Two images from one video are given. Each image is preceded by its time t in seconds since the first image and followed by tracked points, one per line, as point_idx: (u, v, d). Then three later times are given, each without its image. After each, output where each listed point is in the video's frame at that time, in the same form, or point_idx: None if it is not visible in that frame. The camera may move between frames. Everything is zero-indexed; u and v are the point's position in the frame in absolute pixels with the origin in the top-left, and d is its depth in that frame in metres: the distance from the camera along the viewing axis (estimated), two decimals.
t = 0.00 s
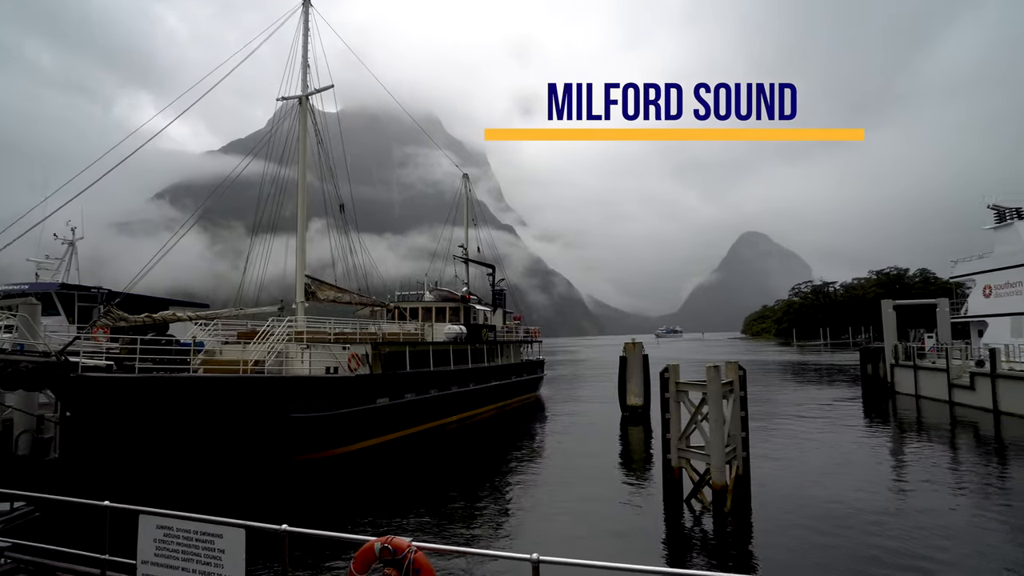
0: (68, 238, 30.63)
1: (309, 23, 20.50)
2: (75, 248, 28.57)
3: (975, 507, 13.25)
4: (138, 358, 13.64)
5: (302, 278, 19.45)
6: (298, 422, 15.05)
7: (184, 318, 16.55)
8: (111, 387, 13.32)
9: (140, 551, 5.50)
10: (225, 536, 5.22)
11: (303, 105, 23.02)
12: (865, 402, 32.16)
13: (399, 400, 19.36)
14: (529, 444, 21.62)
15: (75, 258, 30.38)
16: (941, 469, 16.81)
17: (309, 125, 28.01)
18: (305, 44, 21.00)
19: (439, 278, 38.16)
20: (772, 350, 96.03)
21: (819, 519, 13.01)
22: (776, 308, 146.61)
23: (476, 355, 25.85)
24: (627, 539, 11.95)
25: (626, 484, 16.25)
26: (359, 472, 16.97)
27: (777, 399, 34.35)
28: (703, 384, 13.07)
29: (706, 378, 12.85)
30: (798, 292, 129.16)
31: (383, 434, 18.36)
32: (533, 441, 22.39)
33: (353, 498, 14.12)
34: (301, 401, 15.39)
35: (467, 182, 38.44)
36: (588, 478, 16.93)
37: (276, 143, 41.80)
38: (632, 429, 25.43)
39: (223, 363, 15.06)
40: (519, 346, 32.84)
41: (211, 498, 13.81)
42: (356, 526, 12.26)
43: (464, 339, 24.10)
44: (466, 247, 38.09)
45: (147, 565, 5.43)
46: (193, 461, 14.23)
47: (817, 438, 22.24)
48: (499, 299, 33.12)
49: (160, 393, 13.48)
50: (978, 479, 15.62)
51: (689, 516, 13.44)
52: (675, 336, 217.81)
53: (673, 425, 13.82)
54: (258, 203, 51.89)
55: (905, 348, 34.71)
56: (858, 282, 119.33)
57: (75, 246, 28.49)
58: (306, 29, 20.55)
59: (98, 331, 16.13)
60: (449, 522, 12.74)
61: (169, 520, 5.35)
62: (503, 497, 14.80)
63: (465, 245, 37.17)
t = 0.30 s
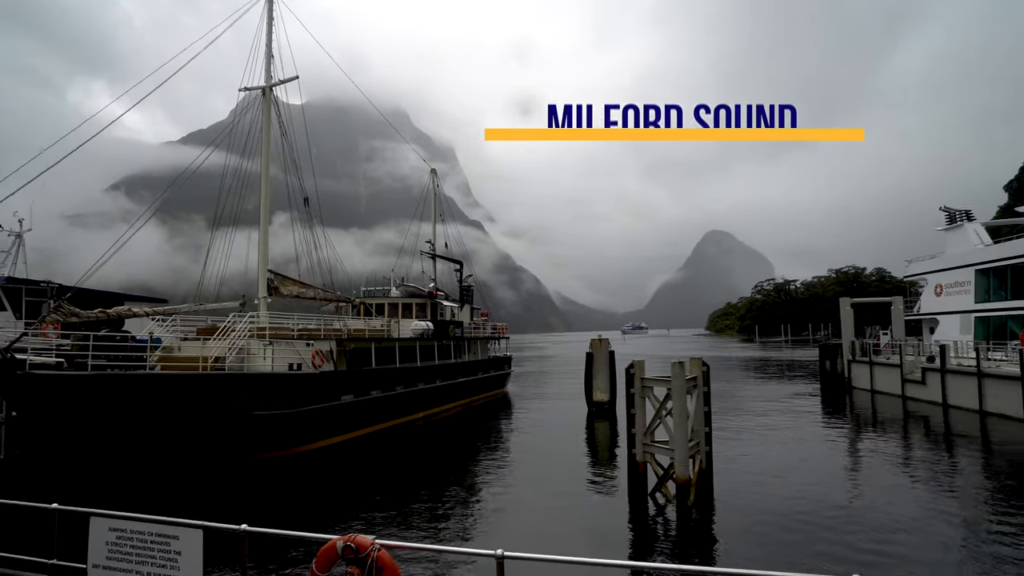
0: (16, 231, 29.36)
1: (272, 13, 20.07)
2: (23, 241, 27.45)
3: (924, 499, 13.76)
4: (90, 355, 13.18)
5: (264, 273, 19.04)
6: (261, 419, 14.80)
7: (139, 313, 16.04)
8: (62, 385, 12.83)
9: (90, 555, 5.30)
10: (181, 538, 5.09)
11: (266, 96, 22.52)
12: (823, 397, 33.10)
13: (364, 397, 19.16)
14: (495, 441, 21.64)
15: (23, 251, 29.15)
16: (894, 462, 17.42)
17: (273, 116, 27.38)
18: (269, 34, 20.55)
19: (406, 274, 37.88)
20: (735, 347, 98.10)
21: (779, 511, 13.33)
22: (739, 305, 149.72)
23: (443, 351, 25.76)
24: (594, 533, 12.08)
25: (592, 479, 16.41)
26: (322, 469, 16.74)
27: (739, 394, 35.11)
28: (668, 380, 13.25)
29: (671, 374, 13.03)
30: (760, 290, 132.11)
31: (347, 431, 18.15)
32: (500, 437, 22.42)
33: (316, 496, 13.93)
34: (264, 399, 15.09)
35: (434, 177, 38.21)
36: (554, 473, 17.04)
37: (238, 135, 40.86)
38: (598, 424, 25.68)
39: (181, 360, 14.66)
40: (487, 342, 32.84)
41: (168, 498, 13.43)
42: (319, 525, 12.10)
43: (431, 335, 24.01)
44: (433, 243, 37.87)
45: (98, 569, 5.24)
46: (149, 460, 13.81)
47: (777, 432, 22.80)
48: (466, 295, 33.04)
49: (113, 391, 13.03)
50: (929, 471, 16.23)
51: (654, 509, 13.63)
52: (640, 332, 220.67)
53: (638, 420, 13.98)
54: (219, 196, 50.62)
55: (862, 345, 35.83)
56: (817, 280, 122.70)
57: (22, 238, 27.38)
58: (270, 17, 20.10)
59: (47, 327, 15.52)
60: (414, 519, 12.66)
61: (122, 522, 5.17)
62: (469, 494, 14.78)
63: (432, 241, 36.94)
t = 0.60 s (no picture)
0: None
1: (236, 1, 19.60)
2: None
3: (879, 492, 14.20)
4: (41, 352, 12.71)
5: (226, 268, 18.60)
6: (221, 417, 14.47)
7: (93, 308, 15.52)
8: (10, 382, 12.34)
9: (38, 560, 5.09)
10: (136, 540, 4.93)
11: (230, 86, 21.99)
12: (784, 392, 33.90)
13: (329, 393, 18.90)
14: (462, 437, 21.59)
15: None
16: (851, 456, 17.93)
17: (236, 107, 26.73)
18: (233, 23, 20.06)
19: (374, 270, 37.45)
20: (701, 343, 99.86)
21: (741, 505, 13.63)
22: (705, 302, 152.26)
23: (410, 347, 25.58)
24: (561, 529, 12.16)
25: (559, 475, 16.49)
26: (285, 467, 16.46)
27: (703, 389, 35.72)
28: (633, 376, 13.40)
29: (637, 369, 13.16)
30: (725, 287, 134.59)
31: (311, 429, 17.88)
32: (467, 434, 22.38)
33: (279, 495, 13.69)
34: (225, 396, 14.75)
35: (402, 172, 37.87)
36: (520, 470, 17.09)
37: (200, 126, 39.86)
38: (566, 420, 25.83)
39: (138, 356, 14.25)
40: (455, 339, 32.73)
41: (123, 498, 13.04)
42: (281, 525, 11.89)
43: (398, 331, 23.82)
44: (401, 238, 37.54)
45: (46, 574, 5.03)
46: (103, 459, 13.37)
47: (740, 427, 23.27)
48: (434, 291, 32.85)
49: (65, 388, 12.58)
50: (883, 464, 16.77)
51: (620, 504, 13.77)
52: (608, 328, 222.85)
53: (605, 416, 14.10)
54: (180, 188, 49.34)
55: (821, 341, 36.78)
56: (780, 278, 125.63)
57: None
58: (234, 5, 19.63)
59: None
60: (379, 517, 12.55)
61: (73, 525, 4.99)
62: (435, 491, 14.71)
63: (400, 236, 36.63)
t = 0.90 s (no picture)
0: None
1: None
2: None
3: (836, 485, 14.62)
4: None
5: (188, 262, 18.18)
6: (182, 415, 14.15)
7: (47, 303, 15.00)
8: None
9: None
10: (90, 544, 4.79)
11: (192, 75, 21.44)
12: (747, 388, 34.63)
13: (294, 391, 18.64)
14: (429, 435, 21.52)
15: None
16: (811, 450, 18.41)
17: (198, 97, 26.09)
18: (195, 11, 19.56)
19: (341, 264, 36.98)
20: (667, 340, 101.38)
21: (705, 499, 13.87)
22: (671, 300, 154.67)
23: (377, 344, 25.37)
24: (528, 525, 12.24)
25: (527, 472, 16.57)
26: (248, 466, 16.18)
27: (669, 385, 36.27)
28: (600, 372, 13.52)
29: (604, 365, 13.29)
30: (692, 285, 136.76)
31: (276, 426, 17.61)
32: (435, 431, 22.31)
33: (242, 494, 13.45)
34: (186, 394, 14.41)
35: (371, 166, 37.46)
36: (488, 467, 17.11)
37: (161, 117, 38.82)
38: (534, 416, 25.94)
39: (95, 354, 13.83)
40: (423, 335, 32.57)
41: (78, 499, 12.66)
42: (244, 525, 11.70)
43: (365, 328, 23.59)
44: (369, 233, 37.16)
45: None
46: (57, 459, 12.95)
47: (704, 422, 23.69)
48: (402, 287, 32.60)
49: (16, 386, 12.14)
50: (842, 458, 17.25)
51: (586, 499, 13.92)
52: (576, 325, 224.48)
53: (572, 412, 14.21)
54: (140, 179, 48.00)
55: (783, 338, 37.66)
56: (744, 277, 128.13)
57: None
58: None
59: None
60: (345, 516, 12.42)
61: (21, 529, 4.82)
62: (402, 489, 14.63)
63: (368, 231, 36.25)
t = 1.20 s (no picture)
0: None
1: None
2: None
3: (797, 479, 15.00)
4: None
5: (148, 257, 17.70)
6: (141, 415, 13.77)
7: None
8: None
9: None
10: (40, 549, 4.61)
11: (153, 64, 20.82)
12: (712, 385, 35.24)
13: (259, 389, 18.30)
14: (397, 433, 21.35)
15: None
16: (773, 445, 18.84)
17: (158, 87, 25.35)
18: None
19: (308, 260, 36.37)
20: (635, 337, 102.58)
21: (670, 495, 14.08)
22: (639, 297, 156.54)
23: (344, 341, 25.06)
24: (495, 523, 12.26)
25: (495, 470, 16.56)
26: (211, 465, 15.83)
27: (637, 382, 36.69)
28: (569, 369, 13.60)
29: (573, 362, 13.37)
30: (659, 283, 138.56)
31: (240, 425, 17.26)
32: (402, 429, 22.15)
33: (203, 495, 13.17)
34: (145, 393, 14.03)
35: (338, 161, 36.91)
36: (455, 465, 17.07)
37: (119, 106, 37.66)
38: (503, 414, 25.92)
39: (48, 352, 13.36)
40: (391, 332, 32.29)
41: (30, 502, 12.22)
42: (206, 527, 11.45)
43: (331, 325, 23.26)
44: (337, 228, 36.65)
45: None
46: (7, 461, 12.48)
47: (670, 419, 24.04)
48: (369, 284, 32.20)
49: None
50: (803, 453, 17.67)
51: (554, 496, 14.00)
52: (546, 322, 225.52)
53: (541, 409, 14.27)
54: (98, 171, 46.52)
55: (748, 335, 38.40)
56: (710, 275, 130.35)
57: None
58: None
59: None
60: (310, 516, 12.26)
61: None
62: (368, 488, 14.49)
63: (335, 226, 35.74)
